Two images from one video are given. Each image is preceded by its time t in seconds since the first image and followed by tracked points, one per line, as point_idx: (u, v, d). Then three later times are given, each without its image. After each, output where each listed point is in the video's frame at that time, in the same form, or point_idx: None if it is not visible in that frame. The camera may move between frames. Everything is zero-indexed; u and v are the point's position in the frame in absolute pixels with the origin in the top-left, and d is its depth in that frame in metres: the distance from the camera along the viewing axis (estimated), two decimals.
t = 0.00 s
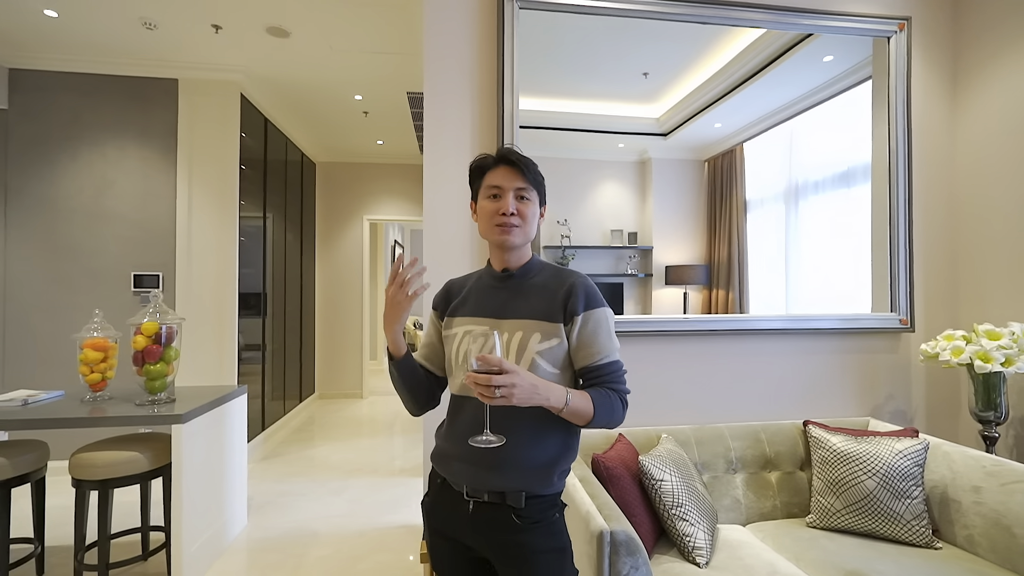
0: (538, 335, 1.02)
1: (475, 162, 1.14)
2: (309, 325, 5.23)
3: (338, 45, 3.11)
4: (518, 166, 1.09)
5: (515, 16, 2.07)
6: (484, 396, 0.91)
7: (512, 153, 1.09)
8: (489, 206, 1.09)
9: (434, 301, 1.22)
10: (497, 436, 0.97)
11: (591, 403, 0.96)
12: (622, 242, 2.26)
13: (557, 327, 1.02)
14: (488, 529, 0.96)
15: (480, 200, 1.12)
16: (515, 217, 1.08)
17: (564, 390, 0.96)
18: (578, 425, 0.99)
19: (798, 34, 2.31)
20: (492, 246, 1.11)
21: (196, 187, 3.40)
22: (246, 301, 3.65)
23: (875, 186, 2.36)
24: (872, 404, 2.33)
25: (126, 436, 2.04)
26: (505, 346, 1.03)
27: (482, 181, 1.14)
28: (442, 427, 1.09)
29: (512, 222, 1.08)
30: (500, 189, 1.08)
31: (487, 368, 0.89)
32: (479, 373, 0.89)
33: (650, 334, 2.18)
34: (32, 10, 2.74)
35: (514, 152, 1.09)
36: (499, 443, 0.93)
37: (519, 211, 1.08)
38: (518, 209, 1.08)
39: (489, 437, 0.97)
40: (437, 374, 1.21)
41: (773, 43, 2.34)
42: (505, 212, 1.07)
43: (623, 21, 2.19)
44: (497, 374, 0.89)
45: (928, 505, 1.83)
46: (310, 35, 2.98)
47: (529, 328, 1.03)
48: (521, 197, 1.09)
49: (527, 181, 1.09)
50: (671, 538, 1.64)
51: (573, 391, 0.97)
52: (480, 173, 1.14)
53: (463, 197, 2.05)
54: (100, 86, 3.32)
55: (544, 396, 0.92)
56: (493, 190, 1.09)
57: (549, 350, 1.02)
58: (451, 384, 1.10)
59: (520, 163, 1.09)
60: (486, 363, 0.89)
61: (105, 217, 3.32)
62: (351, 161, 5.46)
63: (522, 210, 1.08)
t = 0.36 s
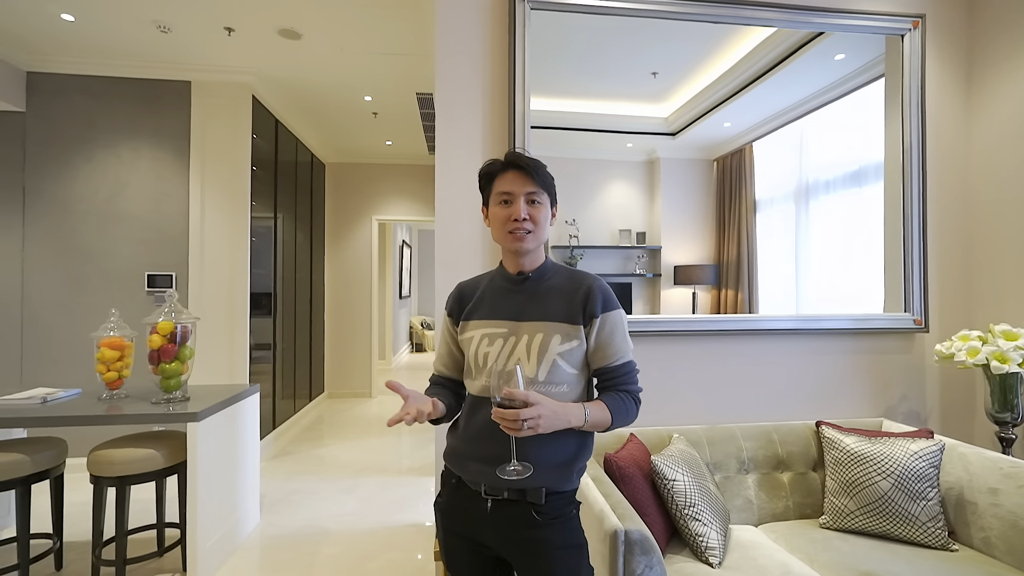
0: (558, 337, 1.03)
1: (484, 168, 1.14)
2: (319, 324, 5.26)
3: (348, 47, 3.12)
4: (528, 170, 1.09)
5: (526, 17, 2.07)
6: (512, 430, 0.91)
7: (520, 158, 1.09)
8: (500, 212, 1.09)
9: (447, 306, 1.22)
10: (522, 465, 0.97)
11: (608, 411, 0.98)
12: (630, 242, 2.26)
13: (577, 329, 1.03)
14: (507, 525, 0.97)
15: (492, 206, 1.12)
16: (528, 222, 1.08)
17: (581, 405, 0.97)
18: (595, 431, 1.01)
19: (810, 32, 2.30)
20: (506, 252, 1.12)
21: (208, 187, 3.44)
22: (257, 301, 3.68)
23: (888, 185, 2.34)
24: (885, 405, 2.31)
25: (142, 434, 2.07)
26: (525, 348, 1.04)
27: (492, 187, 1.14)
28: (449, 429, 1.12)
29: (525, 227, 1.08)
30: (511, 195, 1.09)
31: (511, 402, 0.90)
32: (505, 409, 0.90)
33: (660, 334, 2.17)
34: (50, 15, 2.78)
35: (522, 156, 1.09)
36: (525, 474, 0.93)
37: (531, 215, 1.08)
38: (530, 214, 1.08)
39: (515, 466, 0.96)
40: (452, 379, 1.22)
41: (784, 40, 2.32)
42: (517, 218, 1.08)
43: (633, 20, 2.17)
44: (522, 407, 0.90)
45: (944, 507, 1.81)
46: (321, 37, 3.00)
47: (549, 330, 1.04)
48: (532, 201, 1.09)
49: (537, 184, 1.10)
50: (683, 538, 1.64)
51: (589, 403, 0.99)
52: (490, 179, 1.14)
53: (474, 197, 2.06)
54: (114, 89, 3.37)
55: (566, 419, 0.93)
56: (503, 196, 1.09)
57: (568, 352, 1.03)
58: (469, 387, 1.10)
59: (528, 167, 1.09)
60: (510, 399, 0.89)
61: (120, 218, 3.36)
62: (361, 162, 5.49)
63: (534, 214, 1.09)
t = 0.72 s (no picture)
0: (572, 336, 1.03)
1: (495, 170, 1.16)
2: (328, 324, 5.29)
3: (358, 48, 3.14)
4: (531, 171, 1.09)
5: (537, 18, 2.08)
6: (522, 429, 0.91)
7: (526, 160, 1.09)
8: (506, 214, 1.10)
9: (461, 306, 1.23)
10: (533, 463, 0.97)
11: (620, 410, 0.99)
12: (638, 242, 2.26)
13: (592, 328, 1.03)
14: (523, 522, 0.98)
15: (501, 209, 1.13)
16: (531, 223, 1.08)
17: (592, 404, 0.98)
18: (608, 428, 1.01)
19: (821, 31, 2.29)
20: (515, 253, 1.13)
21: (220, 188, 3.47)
22: (267, 301, 3.70)
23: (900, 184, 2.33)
24: (898, 406, 2.30)
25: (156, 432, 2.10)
26: (539, 348, 1.04)
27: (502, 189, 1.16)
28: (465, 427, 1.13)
29: (528, 229, 1.08)
30: (515, 197, 1.10)
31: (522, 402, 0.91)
32: (516, 408, 0.90)
33: (668, 333, 2.18)
34: (66, 18, 2.82)
35: (528, 158, 1.09)
36: (535, 472, 0.93)
37: (534, 216, 1.08)
38: (533, 215, 1.08)
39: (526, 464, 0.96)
40: (467, 376, 1.23)
41: (795, 38, 2.31)
42: (519, 220, 1.08)
43: (643, 19, 2.19)
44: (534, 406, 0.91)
45: (959, 508, 1.80)
46: (331, 39, 3.02)
47: (564, 330, 1.04)
48: (536, 202, 1.08)
49: (543, 185, 1.09)
50: (695, 538, 1.64)
51: (601, 402, 1.00)
52: (499, 182, 1.15)
53: (485, 197, 2.07)
54: (127, 91, 3.40)
55: (577, 419, 0.94)
56: (510, 198, 1.10)
57: (583, 351, 1.03)
58: (485, 385, 1.11)
59: (533, 169, 1.09)
60: (522, 399, 0.90)
61: (132, 219, 3.40)
62: (369, 163, 5.52)
63: (538, 216, 1.08)
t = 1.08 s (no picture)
0: (584, 334, 1.04)
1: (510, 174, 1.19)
2: (337, 324, 5.33)
3: (368, 49, 3.16)
4: (529, 174, 1.10)
5: (548, 18, 2.09)
6: (523, 414, 0.93)
7: (526, 164, 1.11)
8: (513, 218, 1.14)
9: (480, 301, 1.25)
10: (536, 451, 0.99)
11: (628, 407, 0.98)
12: (647, 242, 2.25)
13: (603, 326, 1.03)
14: (537, 518, 0.99)
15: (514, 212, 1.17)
16: (530, 226, 1.10)
17: (599, 399, 0.98)
18: (619, 427, 1.01)
19: (832, 29, 2.29)
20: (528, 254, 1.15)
21: (232, 189, 3.50)
22: (278, 301, 3.73)
23: (912, 182, 2.32)
24: (911, 406, 2.29)
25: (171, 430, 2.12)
26: (552, 344, 1.05)
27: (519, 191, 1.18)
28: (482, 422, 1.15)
29: (527, 231, 1.10)
30: (518, 201, 1.12)
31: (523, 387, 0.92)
32: (517, 392, 0.92)
33: (678, 333, 2.19)
34: (83, 22, 2.86)
35: (529, 161, 1.11)
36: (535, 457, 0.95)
37: (532, 218, 1.09)
38: (531, 217, 1.09)
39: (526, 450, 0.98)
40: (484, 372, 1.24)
41: (806, 37, 2.30)
42: (520, 223, 1.11)
43: (653, 19, 2.20)
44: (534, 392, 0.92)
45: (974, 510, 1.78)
46: (342, 41, 3.04)
47: (576, 327, 1.05)
48: (534, 204, 1.09)
49: (541, 186, 1.08)
50: (707, 536, 1.64)
51: (609, 398, 1.00)
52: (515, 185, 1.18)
53: (496, 197, 2.08)
54: (141, 93, 3.45)
55: (579, 409, 0.95)
56: (514, 202, 1.13)
57: (595, 348, 1.04)
58: (500, 380, 1.13)
59: (532, 171, 1.09)
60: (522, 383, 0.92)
61: (146, 219, 3.44)
62: (377, 164, 5.55)
63: (535, 218, 1.09)
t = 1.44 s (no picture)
0: (596, 331, 1.04)
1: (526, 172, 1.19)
2: (345, 323, 5.36)
3: (379, 50, 3.18)
4: (542, 172, 1.11)
5: (559, 18, 2.10)
6: (528, 402, 0.94)
7: (537, 163, 1.12)
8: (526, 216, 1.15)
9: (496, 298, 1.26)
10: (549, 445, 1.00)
11: (637, 405, 0.98)
12: (655, 241, 2.25)
13: (615, 323, 1.04)
14: (550, 514, 1.00)
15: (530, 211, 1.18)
16: (541, 223, 1.10)
17: (608, 394, 0.99)
18: (631, 425, 1.01)
19: (844, 27, 2.28)
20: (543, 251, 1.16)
21: (243, 189, 3.53)
22: (288, 300, 3.76)
23: (925, 181, 2.32)
24: (923, 406, 2.29)
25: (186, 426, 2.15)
26: (564, 342, 1.06)
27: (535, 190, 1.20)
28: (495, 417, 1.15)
29: (540, 228, 1.10)
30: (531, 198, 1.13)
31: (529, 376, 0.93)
32: (523, 380, 0.93)
33: (688, 332, 2.19)
34: (98, 25, 2.90)
35: (540, 161, 1.11)
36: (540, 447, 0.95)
37: (544, 215, 1.10)
38: (542, 214, 1.10)
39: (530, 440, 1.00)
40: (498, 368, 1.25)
41: (817, 35, 2.30)
42: (532, 220, 1.12)
43: (663, 18, 2.20)
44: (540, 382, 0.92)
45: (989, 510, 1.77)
46: (353, 42, 3.06)
47: (588, 324, 1.05)
48: (546, 201, 1.10)
49: (551, 184, 1.09)
50: (718, 535, 1.64)
51: (619, 395, 1.00)
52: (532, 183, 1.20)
53: (507, 197, 2.10)
54: (154, 94, 3.49)
55: (585, 403, 0.95)
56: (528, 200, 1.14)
57: (607, 345, 1.04)
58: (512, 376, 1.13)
59: (542, 170, 1.10)
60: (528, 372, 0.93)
61: (159, 219, 3.48)
62: (386, 163, 5.58)
63: (546, 214, 1.09)
